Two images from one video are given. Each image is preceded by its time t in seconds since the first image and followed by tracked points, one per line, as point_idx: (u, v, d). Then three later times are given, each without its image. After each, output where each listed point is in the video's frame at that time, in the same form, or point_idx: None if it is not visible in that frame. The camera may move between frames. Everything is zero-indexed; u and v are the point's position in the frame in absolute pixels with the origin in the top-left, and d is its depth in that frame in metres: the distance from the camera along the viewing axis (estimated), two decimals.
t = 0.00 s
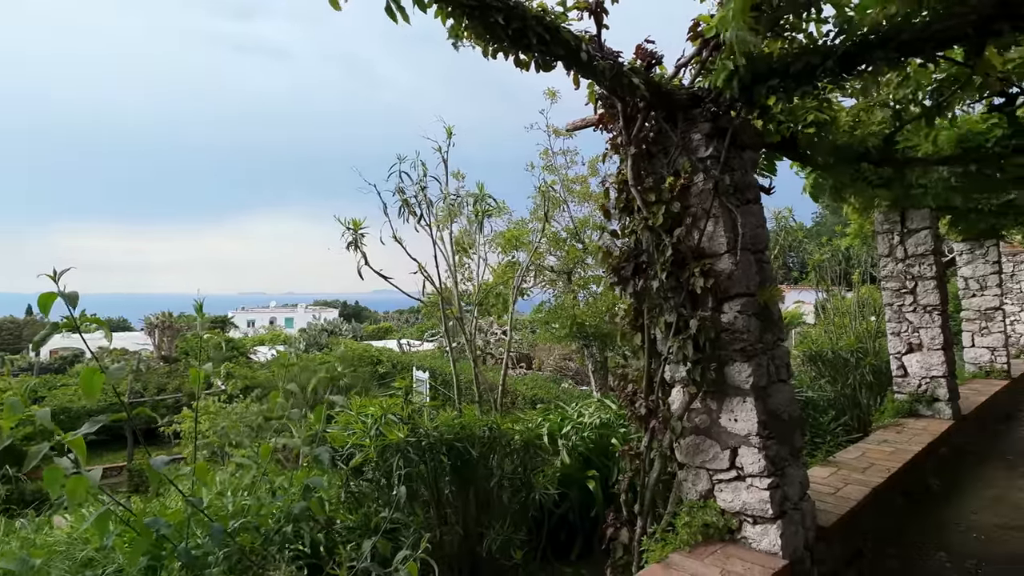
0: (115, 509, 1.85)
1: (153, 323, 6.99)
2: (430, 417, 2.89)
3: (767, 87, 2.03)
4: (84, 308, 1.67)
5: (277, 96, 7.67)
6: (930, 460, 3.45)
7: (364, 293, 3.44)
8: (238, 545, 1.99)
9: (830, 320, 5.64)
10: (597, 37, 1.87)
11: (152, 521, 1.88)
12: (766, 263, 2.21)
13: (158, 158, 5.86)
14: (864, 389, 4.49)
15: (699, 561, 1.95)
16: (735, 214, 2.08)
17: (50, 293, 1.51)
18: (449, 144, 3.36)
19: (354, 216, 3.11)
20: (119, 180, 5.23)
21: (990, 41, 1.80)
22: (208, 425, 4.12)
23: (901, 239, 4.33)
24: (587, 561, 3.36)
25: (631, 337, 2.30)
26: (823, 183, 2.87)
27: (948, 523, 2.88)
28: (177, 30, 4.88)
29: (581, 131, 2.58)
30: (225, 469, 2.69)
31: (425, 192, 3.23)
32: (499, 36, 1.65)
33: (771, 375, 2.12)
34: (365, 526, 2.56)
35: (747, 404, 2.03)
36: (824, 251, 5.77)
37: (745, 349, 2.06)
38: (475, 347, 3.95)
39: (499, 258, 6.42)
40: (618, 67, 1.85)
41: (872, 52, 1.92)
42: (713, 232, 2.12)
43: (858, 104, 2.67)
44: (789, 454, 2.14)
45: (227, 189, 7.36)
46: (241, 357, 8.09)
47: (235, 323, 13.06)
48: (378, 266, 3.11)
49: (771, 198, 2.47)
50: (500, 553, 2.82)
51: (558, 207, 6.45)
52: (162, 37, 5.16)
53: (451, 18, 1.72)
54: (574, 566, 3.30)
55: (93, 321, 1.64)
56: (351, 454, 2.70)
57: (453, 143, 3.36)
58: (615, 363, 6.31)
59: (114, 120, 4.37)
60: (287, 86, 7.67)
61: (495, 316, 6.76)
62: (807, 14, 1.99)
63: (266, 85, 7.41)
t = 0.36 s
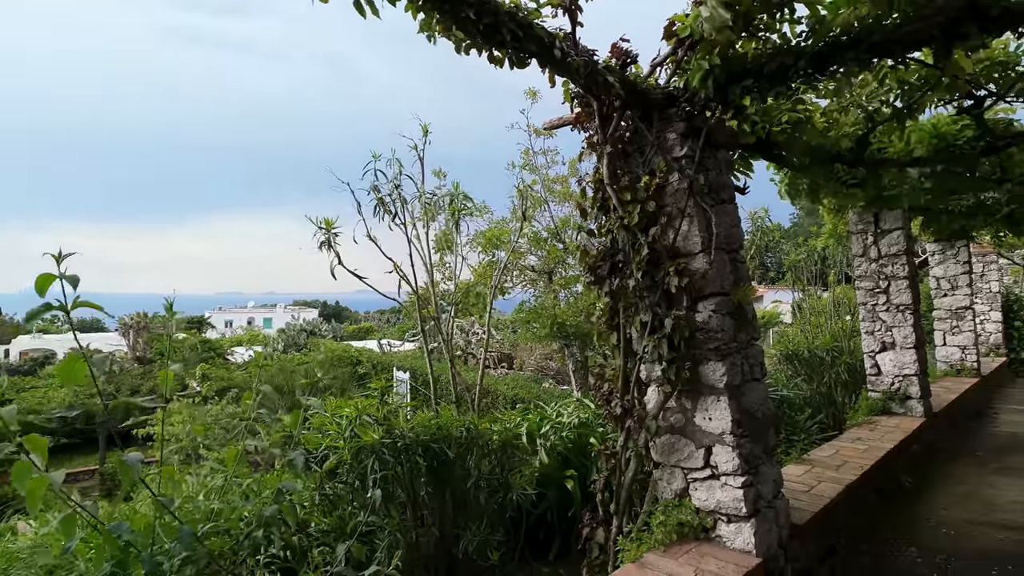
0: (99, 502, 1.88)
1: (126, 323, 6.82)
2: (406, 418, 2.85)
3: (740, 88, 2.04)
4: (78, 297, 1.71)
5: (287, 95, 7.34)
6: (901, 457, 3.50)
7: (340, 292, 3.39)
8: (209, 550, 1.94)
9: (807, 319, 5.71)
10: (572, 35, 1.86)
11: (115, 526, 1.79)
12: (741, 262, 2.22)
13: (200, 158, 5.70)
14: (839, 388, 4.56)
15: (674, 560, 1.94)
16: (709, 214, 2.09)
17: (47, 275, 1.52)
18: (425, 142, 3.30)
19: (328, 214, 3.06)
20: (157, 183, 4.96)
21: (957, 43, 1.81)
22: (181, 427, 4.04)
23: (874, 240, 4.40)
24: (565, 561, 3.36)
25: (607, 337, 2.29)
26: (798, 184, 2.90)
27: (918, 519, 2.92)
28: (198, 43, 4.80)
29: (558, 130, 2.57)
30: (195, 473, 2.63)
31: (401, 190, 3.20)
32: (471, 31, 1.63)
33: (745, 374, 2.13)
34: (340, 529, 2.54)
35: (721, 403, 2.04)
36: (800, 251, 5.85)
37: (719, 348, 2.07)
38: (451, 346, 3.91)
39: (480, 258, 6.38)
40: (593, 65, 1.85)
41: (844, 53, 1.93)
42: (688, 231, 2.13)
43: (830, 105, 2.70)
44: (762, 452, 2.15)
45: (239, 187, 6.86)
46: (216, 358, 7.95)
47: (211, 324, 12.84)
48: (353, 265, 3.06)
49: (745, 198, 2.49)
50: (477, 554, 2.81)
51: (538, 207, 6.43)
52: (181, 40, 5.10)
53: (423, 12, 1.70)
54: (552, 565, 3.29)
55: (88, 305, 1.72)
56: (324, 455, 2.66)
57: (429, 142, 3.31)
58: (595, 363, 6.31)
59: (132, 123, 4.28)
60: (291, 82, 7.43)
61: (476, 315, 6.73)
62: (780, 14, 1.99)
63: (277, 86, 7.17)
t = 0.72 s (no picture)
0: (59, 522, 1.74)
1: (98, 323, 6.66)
2: (382, 420, 2.81)
3: (716, 87, 2.03)
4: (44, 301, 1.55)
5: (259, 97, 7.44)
6: (876, 454, 3.55)
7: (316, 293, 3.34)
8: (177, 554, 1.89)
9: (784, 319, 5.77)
10: (547, 32, 1.84)
11: (75, 538, 1.65)
12: (717, 262, 2.22)
13: (147, 156, 5.63)
14: (816, 386, 4.62)
15: (650, 562, 1.93)
16: (685, 214, 2.09)
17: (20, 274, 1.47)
18: (402, 140, 3.25)
19: (302, 213, 3.01)
20: (118, 177, 5.17)
21: (929, 44, 1.82)
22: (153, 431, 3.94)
23: (850, 240, 4.45)
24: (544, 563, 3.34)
25: (584, 337, 2.27)
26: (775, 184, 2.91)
27: (892, 516, 2.96)
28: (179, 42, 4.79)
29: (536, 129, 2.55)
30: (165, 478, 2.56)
31: (377, 189, 3.15)
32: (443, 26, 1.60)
33: (720, 374, 2.13)
34: (315, 533, 2.51)
35: (697, 403, 2.03)
36: (777, 251, 5.91)
37: (695, 348, 2.06)
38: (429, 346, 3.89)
39: (460, 258, 6.35)
40: (569, 63, 1.83)
41: (818, 53, 1.93)
42: (664, 231, 2.12)
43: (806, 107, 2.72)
44: (739, 451, 2.15)
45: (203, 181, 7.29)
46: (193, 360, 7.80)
47: (188, 325, 12.62)
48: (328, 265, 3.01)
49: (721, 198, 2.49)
50: (453, 557, 2.80)
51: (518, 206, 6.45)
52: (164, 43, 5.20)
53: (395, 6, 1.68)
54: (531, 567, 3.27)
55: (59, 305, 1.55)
56: (298, 458, 2.60)
57: (406, 140, 3.26)
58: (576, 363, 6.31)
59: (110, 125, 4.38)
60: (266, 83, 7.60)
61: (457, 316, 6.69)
62: (756, 14, 1.98)
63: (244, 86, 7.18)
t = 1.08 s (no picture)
0: None
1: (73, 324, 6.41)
2: (356, 422, 2.76)
3: (691, 85, 2.01)
4: None
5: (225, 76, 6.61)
6: (851, 453, 3.57)
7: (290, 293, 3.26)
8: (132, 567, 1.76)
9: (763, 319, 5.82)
10: (520, 26, 1.81)
11: (23, 545, 1.54)
12: (692, 261, 2.21)
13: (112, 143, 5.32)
14: (794, 385, 4.66)
15: (625, 564, 1.91)
16: (660, 213, 2.07)
17: None
18: (378, 138, 3.21)
19: (273, 211, 2.94)
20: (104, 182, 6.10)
21: (902, 44, 1.82)
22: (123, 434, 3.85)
23: (826, 240, 4.48)
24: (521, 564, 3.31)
25: (560, 338, 2.24)
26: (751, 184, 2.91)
27: (867, 515, 2.97)
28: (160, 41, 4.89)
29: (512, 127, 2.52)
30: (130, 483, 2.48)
31: (352, 186, 3.08)
32: (410, 18, 1.56)
33: (695, 374, 2.12)
34: (286, 540, 2.42)
35: (672, 404, 2.02)
36: (756, 252, 5.96)
37: (670, 348, 2.05)
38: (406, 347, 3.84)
39: (441, 257, 6.30)
40: (542, 60, 1.80)
41: (793, 53, 1.92)
42: (639, 230, 2.11)
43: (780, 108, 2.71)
44: (714, 452, 2.14)
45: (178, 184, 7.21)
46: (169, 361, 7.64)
47: (165, 325, 12.41)
48: (301, 264, 2.94)
49: (697, 198, 2.48)
50: (430, 561, 2.76)
51: (502, 206, 6.40)
52: (154, 42, 5.24)
53: None
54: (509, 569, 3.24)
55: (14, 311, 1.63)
56: (268, 462, 2.61)
57: (381, 137, 3.22)
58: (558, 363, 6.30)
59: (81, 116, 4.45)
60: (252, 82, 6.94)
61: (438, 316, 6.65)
62: (730, 12, 1.96)
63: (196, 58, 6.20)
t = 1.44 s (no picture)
0: None
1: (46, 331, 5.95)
2: (329, 426, 2.71)
3: (668, 85, 2.00)
4: None
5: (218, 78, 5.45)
6: (828, 452, 3.59)
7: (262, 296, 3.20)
8: None
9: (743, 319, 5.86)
10: (493, 23, 1.78)
11: None
12: (669, 262, 2.20)
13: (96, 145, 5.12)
14: (773, 385, 4.69)
15: (600, 568, 1.89)
16: (637, 213, 2.06)
17: None
18: (353, 135, 3.15)
19: (245, 210, 2.88)
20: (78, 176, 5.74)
21: (876, 45, 1.82)
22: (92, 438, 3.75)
23: (804, 241, 4.51)
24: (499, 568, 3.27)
25: (536, 340, 2.22)
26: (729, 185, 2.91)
27: (843, 514, 2.99)
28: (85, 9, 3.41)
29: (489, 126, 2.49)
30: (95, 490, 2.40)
31: (327, 185, 3.02)
32: (379, 13, 1.53)
33: (672, 376, 2.10)
34: (258, 546, 2.38)
35: (648, 406, 2.00)
36: (736, 252, 5.99)
37: (646, 350, 2.03)
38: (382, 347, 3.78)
39: (423, 257, 6.25)
40: (516, 57, 1.77)
41: (769, 53, 1.91)
42: (615, 231, 2.09)
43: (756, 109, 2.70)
44: (691, 454, 2.13)
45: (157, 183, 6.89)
46: (145, 362, 7.49)
47: (142, 326, 12.18)
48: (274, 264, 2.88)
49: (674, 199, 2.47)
50: (405, 566, 2.69)
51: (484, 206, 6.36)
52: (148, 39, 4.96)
53: None
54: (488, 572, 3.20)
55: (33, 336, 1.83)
56: (239, 466, 2.55)
57: (357, 135, 3.16)
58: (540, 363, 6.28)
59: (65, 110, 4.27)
60: (268, 98, 6.44)
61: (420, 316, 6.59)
62: (707, 12, 1.94)
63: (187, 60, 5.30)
